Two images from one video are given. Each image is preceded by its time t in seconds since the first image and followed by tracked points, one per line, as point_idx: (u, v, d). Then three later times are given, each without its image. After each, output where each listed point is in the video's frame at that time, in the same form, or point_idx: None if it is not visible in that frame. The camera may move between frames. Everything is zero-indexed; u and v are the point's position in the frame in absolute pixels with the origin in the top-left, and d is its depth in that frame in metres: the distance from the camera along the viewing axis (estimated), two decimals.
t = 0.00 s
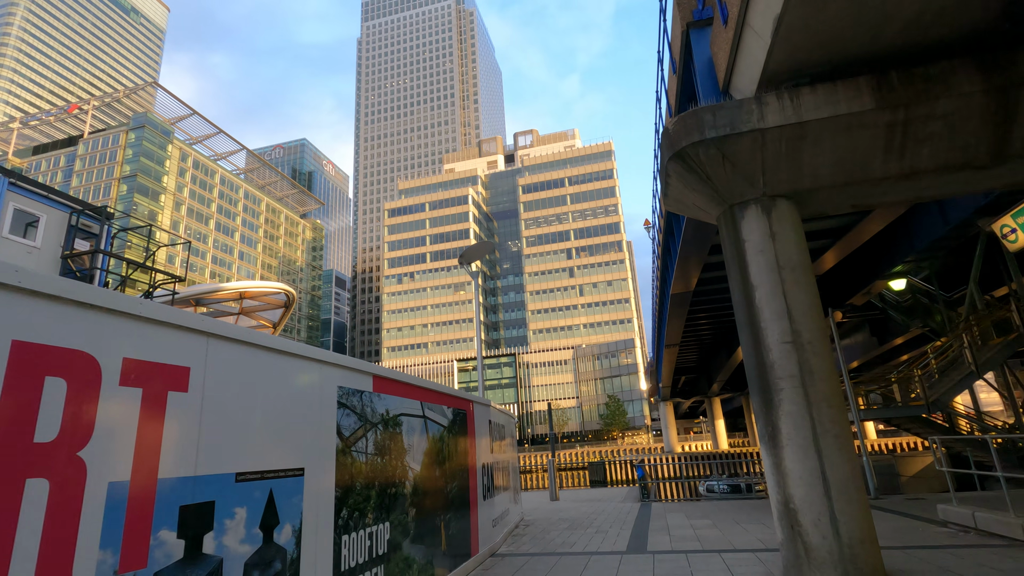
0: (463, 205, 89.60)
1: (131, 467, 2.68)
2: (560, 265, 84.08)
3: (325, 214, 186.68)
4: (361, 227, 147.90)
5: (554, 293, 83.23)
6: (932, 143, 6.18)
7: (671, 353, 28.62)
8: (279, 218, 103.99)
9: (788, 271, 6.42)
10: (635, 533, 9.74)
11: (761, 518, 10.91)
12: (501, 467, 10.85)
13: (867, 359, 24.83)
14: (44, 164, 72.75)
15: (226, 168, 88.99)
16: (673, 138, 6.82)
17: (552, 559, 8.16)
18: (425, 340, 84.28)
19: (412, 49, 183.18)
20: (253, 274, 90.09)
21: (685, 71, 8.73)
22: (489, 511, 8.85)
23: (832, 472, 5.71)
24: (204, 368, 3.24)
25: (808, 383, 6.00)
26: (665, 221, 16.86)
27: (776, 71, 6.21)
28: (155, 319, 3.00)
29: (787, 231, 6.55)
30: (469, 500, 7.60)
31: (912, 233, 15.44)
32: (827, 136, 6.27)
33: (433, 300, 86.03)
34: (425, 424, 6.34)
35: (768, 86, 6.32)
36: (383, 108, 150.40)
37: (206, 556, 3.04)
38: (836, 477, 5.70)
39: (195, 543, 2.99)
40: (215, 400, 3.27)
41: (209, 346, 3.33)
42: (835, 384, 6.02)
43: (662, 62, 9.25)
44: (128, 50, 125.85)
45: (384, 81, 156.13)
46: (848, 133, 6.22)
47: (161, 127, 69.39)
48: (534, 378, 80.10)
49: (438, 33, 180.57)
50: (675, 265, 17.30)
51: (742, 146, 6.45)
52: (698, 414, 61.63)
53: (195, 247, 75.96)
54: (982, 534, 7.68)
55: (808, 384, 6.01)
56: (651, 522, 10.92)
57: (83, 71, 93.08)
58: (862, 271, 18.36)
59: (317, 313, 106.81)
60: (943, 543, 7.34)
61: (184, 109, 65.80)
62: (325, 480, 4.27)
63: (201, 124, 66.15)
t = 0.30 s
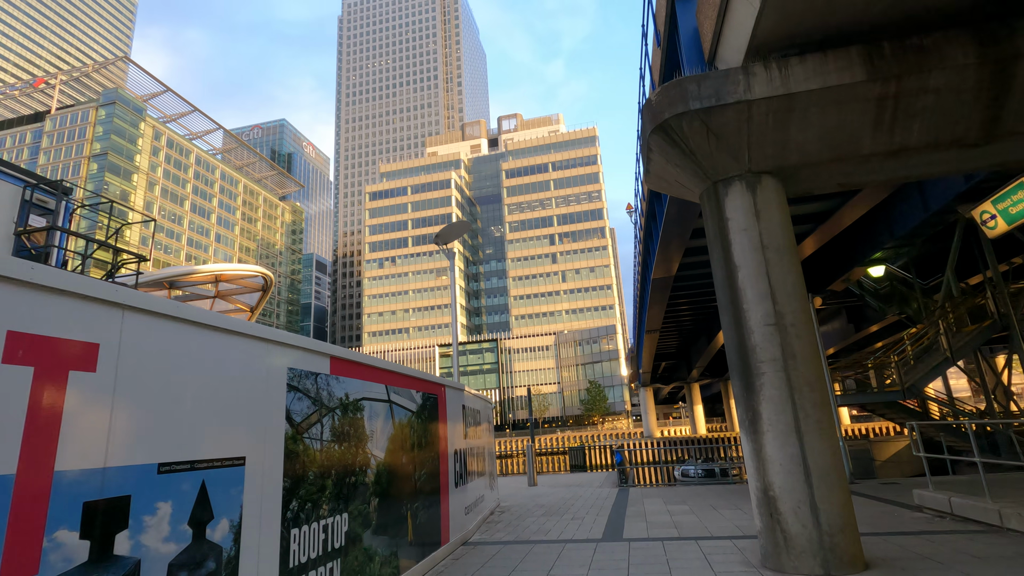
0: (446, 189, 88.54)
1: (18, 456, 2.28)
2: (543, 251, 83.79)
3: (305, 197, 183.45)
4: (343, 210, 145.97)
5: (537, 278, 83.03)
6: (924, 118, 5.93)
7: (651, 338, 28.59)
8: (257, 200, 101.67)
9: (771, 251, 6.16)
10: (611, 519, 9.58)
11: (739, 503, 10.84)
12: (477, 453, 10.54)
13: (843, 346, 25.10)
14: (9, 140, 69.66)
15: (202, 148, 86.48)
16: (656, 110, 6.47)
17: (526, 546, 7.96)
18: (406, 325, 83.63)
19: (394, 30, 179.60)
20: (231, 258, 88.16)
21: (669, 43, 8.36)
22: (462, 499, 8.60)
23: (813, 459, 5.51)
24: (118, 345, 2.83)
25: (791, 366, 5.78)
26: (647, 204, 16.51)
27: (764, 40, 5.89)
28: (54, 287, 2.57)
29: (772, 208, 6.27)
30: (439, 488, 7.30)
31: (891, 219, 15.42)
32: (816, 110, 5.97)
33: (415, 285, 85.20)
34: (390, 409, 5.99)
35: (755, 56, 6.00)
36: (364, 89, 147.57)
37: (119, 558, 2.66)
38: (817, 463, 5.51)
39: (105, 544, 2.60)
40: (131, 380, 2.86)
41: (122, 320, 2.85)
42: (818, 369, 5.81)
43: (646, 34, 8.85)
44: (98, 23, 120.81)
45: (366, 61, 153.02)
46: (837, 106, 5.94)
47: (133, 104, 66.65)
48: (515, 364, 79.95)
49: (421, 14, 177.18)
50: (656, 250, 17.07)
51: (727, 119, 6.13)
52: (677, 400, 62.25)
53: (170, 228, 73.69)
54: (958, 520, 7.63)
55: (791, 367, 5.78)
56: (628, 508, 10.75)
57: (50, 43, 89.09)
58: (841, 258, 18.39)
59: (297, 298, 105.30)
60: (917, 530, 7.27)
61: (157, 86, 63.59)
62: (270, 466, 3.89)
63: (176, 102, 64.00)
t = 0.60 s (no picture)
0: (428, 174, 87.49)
1: None
2: (525, 238, 83.43)
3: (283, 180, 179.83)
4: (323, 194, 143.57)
5: (519, 265, 82.76)
6: (915, 91, 5.67)
7: (631, 325, 28.53)
8: (233, 181, 99.21)
9: (755, 228, 5.88)
10: (587, 506, 9.36)
11: (716, 490, 10.73)
12: (450, 439, 10.21)
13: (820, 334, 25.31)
14: None
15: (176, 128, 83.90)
16: (638, 78, 6.12)
17: (498, 535, 7.68)
18: (386, 311, 82.88)
19: (377, 10, 176.02)
20: (207, 241, 86.10)
21: (653, 14, 7.98)
22: (433, 486, 8.28)
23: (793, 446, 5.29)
24: (5, 312, 2.40)
25: (774, 349, 5.53)
26: (628, 188, 16.16)
27: (752, 6, 5.56)
28: None
29: (756, 184, 5.99)
30: (406, 476, 6.96)
31: (871, 206, 15.40)
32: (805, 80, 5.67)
33: (395, 271, 84.33)
34: (351, 392, 5.61)
35: (742, 23, 5.67)
36: (345, 70, 144.58)
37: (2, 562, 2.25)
38: (798, 449, 5.29)
39: None
40: (22, 354, 2.43)
41: (13, 283, 2.44)
42: (800, 352, 5.57)
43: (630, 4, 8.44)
44: None
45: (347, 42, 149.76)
46: (827, 77, 5.65)
47: (103, 80, 63.81)
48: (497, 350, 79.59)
49: None
50: (637, 235, 16.82)
51: (713, 89, 5.80)
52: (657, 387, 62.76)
53: (143, 210, 71.29)
54: (934, 506, 7.55)
55: (772, 351, 5.54)
56: (604, 495, 10.58)
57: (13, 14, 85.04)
58: (819, 246, 18.48)
59: (275, 283, 103.61)
60: (895, 516, 7.16)
61: (129, 62, 61.26)
62: (207, 451, 3.51)
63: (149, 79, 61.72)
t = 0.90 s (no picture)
0: (413, 163, 86.54)
1: None
2: (511, 229, 82.96)
3: (266, 168, 176.90)
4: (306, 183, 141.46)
5: (504, 257, 82.32)
6: (913, 67, 5.42)
7: (616, 317, 28.37)
8: (213, 169, 97.10)
9: (747, 210, 5.60)
10: (568, 499, 9.09)
11: (700, 481, 10.55)
12: (429, 430, 9.87)
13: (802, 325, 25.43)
14: None
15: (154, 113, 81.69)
16: (625, 50, 5.78)
17: (476, 529, 7.38)
18: (370, 302, 82.02)
19: None
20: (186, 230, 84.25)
21: None
22: (409, 479, 7.94)
23: (784, 437, 5.05)
24: None
25: (764, 336, 5.28)
26: (614, 176, 15.84)
27: None
28: None
29: (748, 164, 5.69)
30: (379, 469, 6.60)
31: (856, 196, 15.37)
32: (801, 52, 5.37)
33: (380, 261, 83.44)
34: (318, 380, 5.23)
35: None
36: (329, 57, 142.28)
37: None
38: (789, 440, 5.05)
39: None
40: None
41: None
42: (791, 339, 5.32)
43: None
44: None
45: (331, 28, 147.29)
46: (824, 49, 5.35)
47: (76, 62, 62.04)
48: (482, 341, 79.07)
49: None
50: (622, 224, 16.54)
51: (704, 60, 5.47)
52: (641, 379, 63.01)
53: (119, 197, 69.29)
54: (921, 498, 7.39)
55: (762, 337, 5.28)
56: (586, 487, 10.34)
57: None
58: (804, 238, 18.40)
59: (256, 273, 102.02)
60: (883, 509, 6.97)
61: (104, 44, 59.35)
62: (146, 444, 3.14)
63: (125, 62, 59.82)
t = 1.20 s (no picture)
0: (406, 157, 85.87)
1: None
2: (504, 224, 82.59)
3: (256, 162, 175.22)
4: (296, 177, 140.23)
5: (497, 252, 81.97)
6: (926, 41, 5.10)
7: (609, 311, 28.09)
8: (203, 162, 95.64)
9: (750, 192, 5.25)
10: (560, 499, 8.75)
11: (694, 479, 10.26)
12: (416, 427, 9.48)
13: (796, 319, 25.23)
14: None
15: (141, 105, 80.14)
16: (622, 21, 5.42)
17: (463, 531, 7.04)
18: (362, 297, 81.35)
19: None
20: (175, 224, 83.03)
21: None
22: (393, 479, 7.56)
23: (790, 434, 4.72)
24: None
25: (768, 328, 4.94)
26: (608, 167, 15.42)
27: None
28: None
29: (751, 144, 5.35)
30: (359, 470, 6.22)
31: (853, 189, 15.13)
32: (809, 24, 5.02)
33: (372, 256, 82.81)
34: (291, 375, 4.83)
35: None
36: (320, 50, 140.97)
37: None
38: (794, 439, 4.73)
39: None
40: None
41: None
42: (798, 329, 4.99)
43: None
44: None
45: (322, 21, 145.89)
46: (834, 22, 5.01)
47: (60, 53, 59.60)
48: (474, 336, 78.67)
49: None
50: (616, 216, 16.18)
51: (707, 33, 5.12)
52: (633, 374, 63.02)
53: (106, 190, 67.84)
54: (924, 497, 7.14)
55: (768, 329, 4.94)
56: (578, 485, 10.04)
57: None
58: (799, 231, 18.17)
59: (246, 267, 100.97)
60: (885, 508, 6.71)
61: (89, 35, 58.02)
62: (81, 445, 2.77)
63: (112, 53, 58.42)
